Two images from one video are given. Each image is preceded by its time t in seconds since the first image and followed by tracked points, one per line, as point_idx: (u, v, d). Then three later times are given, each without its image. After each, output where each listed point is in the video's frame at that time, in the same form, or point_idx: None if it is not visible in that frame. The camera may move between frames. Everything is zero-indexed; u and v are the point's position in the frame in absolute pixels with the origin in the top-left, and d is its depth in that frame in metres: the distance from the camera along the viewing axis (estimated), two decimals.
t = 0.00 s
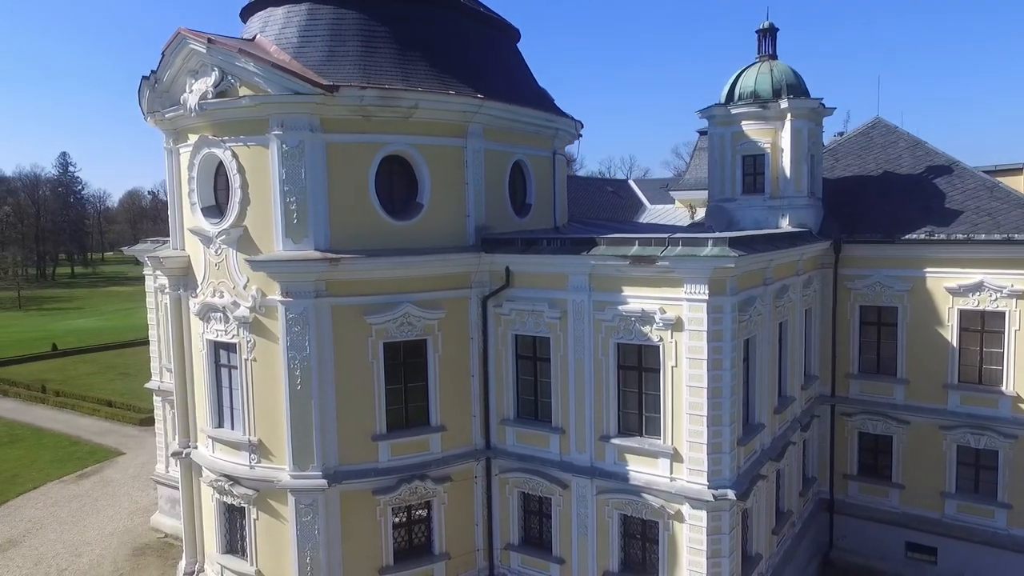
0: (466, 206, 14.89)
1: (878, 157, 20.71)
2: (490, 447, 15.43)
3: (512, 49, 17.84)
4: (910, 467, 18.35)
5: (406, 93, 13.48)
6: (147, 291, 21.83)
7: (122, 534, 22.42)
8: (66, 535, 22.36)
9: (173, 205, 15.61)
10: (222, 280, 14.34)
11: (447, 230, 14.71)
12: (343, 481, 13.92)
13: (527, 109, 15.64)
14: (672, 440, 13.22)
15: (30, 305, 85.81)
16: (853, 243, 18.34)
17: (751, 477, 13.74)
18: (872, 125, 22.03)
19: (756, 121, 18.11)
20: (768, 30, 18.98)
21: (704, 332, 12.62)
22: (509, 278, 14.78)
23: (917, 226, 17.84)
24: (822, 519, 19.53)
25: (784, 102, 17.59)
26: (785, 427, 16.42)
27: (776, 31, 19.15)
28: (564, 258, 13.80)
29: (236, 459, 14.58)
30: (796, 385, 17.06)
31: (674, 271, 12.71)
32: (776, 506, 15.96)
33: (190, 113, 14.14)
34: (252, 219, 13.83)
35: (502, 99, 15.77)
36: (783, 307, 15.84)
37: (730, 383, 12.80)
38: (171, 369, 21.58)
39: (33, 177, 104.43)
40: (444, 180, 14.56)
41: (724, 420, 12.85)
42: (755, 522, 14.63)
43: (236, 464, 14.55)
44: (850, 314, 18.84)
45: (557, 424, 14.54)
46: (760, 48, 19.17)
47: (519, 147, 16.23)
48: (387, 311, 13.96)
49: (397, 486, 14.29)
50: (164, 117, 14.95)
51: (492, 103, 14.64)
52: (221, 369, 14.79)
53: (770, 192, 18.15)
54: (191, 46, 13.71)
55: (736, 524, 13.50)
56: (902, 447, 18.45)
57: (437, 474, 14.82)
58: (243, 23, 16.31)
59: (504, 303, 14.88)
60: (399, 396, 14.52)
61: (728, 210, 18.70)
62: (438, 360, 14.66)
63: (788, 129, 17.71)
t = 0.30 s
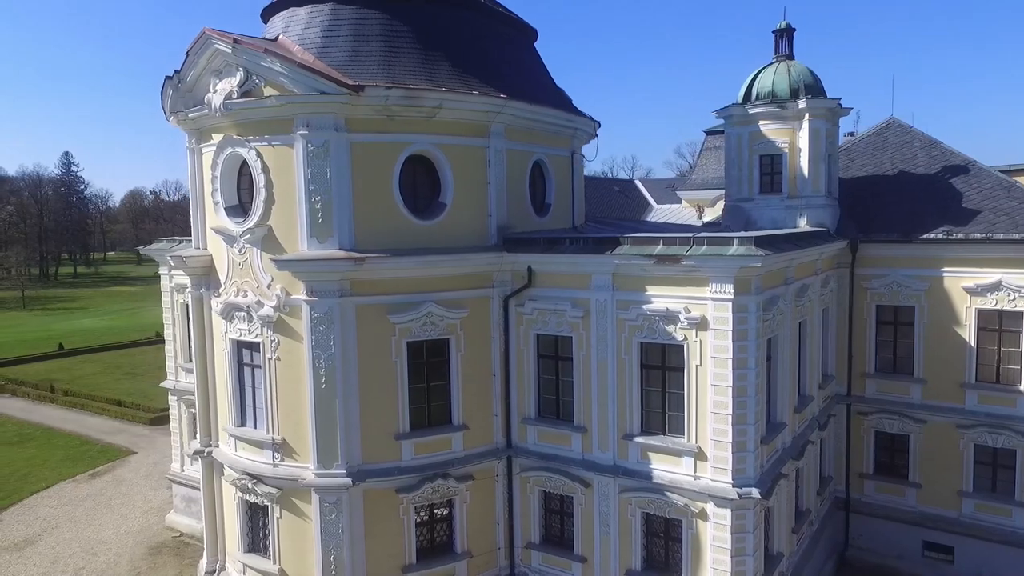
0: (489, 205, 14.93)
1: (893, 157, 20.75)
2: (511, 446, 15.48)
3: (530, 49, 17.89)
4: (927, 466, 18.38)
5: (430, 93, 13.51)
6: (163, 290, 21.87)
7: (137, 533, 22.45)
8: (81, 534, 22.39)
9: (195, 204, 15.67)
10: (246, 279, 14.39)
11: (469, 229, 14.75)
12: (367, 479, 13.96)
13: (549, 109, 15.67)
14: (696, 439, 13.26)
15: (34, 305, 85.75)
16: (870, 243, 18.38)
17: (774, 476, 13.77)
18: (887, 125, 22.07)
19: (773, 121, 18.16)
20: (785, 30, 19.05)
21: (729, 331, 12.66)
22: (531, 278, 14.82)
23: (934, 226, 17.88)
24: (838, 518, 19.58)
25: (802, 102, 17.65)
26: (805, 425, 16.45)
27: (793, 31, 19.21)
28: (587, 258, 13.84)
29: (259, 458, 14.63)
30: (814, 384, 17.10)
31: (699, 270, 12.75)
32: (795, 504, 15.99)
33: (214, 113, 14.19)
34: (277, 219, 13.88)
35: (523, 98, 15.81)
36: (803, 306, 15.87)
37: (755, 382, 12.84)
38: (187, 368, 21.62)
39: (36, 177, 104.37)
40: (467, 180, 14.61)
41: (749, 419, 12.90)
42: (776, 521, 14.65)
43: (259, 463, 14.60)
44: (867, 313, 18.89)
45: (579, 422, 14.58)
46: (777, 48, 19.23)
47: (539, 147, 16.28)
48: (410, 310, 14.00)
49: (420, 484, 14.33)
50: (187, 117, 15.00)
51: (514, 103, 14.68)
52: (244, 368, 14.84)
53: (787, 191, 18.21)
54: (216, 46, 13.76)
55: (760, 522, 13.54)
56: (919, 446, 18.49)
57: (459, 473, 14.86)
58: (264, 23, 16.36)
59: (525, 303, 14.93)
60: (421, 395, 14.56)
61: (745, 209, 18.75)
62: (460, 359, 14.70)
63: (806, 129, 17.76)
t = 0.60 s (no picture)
0: (509, 205, 14.98)
1: (907, 156, 20.79)
2: (531, 445, 15.52)
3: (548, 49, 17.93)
4: (943, 466, 18.41)
5: (454, 93, 13.55)
6: (177, 290, 21.92)
7: (152, 532, 22.48)
8: (96, 533, 22.42)
9: (216, 204, 15.71)
10: (268, 278, 14.44)
11: (490, 229, 14.79)
12: (389, 478, 14.00)
13: (568, 108, 15.71)
14: (719, 438, 13.30)
15: (38, 305, 85.75)
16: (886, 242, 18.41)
17: (795, 474, 13.80)
18: (901, 125, 22.10)
19: (790, 121, 18.23)
20: (801, 30, 19.12)
21: (753, 330, 12.69)
22: (552, 276, 14.86)
23: (951, 225, 17.92)
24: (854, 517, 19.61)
25: (820, 102, 17.72)
26: (823, 424, 16.48)
27: (809, 31, 19.29)
28: (609, 257, 13.87)
29: (281, 457, 14.66)
30: (831, 383, 17.13)
31: (723, 269, 12.78)
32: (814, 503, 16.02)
33: (237, 112, 14.24)
34: (300, 218, 13.92)
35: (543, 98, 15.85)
36: (822, 305, 15.90)
37: (778, 381, 12.88)
38: (202, 368, 21.67)
39: (39, 177, 104.38)
40: (488, 179, 14.65)
41: (772, 418, 12.94)
42: (797, 519, 14.69)
43: (281, 461, 14.63)
44: (883, 313, 18.92)
45: (600, 421, 14.62)
46: (792, 48, 19.30)
47: (558, 147, 16.32)
48: (432, 309, 14.05)
49: (442, 483, 14.37)
50: (209, 116, 15.05)
51: (535, 103, 14.72)
52: (266, 367, 14.88)
53: (804, 191, 18.26)
54: (239, 46, 13.81)
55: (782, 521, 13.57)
56: (935, 445, 18.52)
57: (480, 472, 14.90)
58: (285, 23, 16.42)
59: (546, 302, 14.96)
60: (443, 393, 14.60)
61: (762, 209, 18.79)
62: (481, 358, 14.74)
63: (823, 129, 17.82)
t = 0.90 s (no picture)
0: (529, 204, 15.02)
1: (921, 155, 20.83)
2: (550, 444, 15.56)
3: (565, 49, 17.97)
4: (959, 465, 18.45)
5: (476, 93, 13.59)
6: (192, 289, 21.96)
7: (166, 530, 22.52)
8: (111, 532, 22.47)
9: (236, 203, 15.76)
10: (290, 278, 14.49)
11: (510, 228, 14.83)
12: (411, 477, 14.03)
13: (588, 108, 15.75)
14: (741, 436, 13.34)
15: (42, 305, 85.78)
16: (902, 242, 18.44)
17: (816, 473, 13.83)
18: (914, 125, 22.13)
19: (806, 120, 18.29)
20: (816, 30, 19.20)
21: (775, 328, 12.73)
22: (572, 276, 14.90)
23: (967, 225, 17.96)
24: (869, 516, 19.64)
25: (836, 101, 17.78)
26: (840, 423, 16.50)
27: (824, 31, 19.35)
28: (630, 256, 13.91)
29: (301, 455, 14.70)
30: (848, 382, 17.16)
31: (745, 268, 12.82)
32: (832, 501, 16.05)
33: (259, 112, 14.29)
34: (322, 217, 13.96)
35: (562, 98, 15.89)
36: (839, 304, 15.93)
37: (800, 379, 12.92)
38: (217, 367, 21.73)
39: (42, 176, 104.40)
40: (508, 179, 14.69)
41: (794, 417, 12.99)
42: (817, 518, 14.71)
43: (302, 460, 14.67)
44: (898, 312, 18.95)
45: (620, 420, 14.65)
46: (807, 48, 19.37)
47: (576, 146, 16.36)
48: (454, 308, 14.09)
49: (463, 481, 14.41)
50: (230, 116, 15.10)
51: (556, 103, 14.76)
52: (286, 366, 14.93)
53: (820, 190, 18.33)
54: (262, 46, 13.85)
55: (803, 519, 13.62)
56: (950, 444, 18.55)
57: (500, 470, 14.94)
58: (304, 23, 16.50)
59: (566, 301, 15.01)
60: (463, 392, 14.64)
61: (777, 208, 18.84)
62: (501, 357, 14.78)
63: (839, 128, 17.88)
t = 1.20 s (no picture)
0: (549, 204, 15.04)
1: (937, 155, 20.81)
2: (570, 443, 15.58)
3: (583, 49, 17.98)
4: (976, 464, 18.44)
5: (498, 92, 13.61)
6: (207, 289, 22.03)
7: (182, 529, 22.59)
8: (127, 530, 22.55)
9: (256, 203, 15.82)
10: (311, 277, 14.55)
11: (530, 228, 14.86)
12: (432, 476, 14.07)
13: (607, 108, 15.76)
14: (763, 436, 13.35)
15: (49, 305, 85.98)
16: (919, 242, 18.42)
17: (838, 472, 13.84)
18: (929, 124, 22.11)
19: (823, 120, 18.31)
20: (833, 29, 19.20)
21: (799, 328, 12.74)
22: (592, 275, 14.91)
23: (985, 225, 17.95)
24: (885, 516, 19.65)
25: (853, 101, 17.79)
26: (859, 422, 16.51)
27: (841, 31, 19.36)
28: (651, 255, 13.92)
29: (323, 454, 14.75)
30: (867, 381, 17.15)
31: (769, 267, 12.84)
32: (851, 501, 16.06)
33: (281, 112, 14.33)
34: (344, 217, 14.00)
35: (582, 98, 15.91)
36: (859, 303, 15.93)
37: (823, 379, 12.92)
38: (233, 366, 21.79)
39: (48, 176, 104.62)
40: (529, 178, 14.72)
41: (817, 416, 12.99)
42: (838, 517, 14.71)
43: (324, 458, 14.71)
44: (914, 312, 18.94)
45: (641, 419, 14.67)
46: (824, 47, 19.38)
47: (595, 146, 16.38)
48: (475, 307, 14.12)
49: (484, 480, 14.45)
50: (251, 116, 15.15)
51: (576, 102, 14.78)
52: (308, 365, 14.98)
53: (837, 190, 18.37)
54: (284, 46, 13.89)
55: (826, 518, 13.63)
56: (968, 444, 18.54)
57: (521, 469, 14.97)
58: (324, 23, 16.54)
59: (586, 300, 15.03)
60: (484, 391, 14.67)
61: (794, 208, 18.86)
62: (522, 356, 14.81)
63: (857, 128, 17.88)
